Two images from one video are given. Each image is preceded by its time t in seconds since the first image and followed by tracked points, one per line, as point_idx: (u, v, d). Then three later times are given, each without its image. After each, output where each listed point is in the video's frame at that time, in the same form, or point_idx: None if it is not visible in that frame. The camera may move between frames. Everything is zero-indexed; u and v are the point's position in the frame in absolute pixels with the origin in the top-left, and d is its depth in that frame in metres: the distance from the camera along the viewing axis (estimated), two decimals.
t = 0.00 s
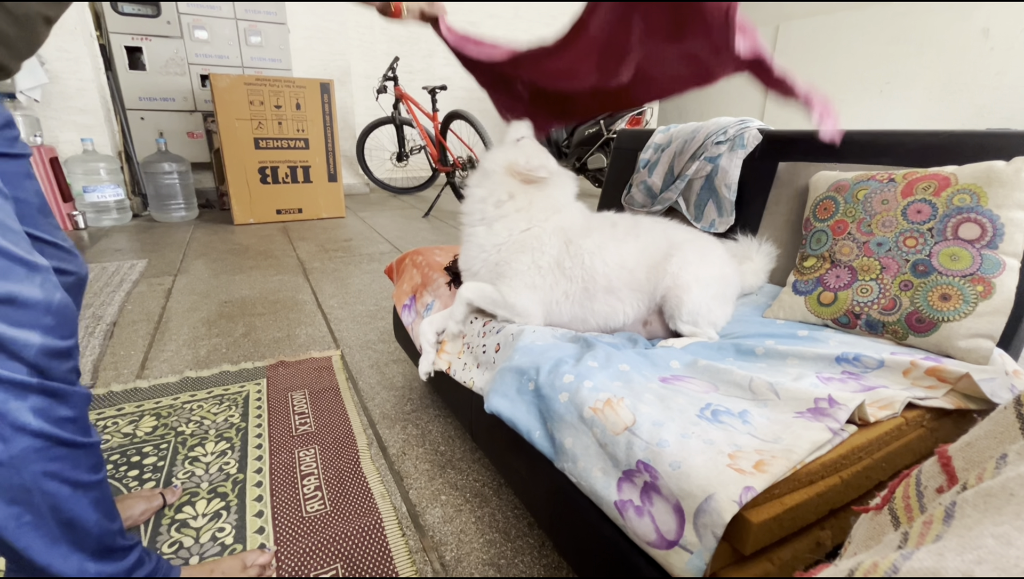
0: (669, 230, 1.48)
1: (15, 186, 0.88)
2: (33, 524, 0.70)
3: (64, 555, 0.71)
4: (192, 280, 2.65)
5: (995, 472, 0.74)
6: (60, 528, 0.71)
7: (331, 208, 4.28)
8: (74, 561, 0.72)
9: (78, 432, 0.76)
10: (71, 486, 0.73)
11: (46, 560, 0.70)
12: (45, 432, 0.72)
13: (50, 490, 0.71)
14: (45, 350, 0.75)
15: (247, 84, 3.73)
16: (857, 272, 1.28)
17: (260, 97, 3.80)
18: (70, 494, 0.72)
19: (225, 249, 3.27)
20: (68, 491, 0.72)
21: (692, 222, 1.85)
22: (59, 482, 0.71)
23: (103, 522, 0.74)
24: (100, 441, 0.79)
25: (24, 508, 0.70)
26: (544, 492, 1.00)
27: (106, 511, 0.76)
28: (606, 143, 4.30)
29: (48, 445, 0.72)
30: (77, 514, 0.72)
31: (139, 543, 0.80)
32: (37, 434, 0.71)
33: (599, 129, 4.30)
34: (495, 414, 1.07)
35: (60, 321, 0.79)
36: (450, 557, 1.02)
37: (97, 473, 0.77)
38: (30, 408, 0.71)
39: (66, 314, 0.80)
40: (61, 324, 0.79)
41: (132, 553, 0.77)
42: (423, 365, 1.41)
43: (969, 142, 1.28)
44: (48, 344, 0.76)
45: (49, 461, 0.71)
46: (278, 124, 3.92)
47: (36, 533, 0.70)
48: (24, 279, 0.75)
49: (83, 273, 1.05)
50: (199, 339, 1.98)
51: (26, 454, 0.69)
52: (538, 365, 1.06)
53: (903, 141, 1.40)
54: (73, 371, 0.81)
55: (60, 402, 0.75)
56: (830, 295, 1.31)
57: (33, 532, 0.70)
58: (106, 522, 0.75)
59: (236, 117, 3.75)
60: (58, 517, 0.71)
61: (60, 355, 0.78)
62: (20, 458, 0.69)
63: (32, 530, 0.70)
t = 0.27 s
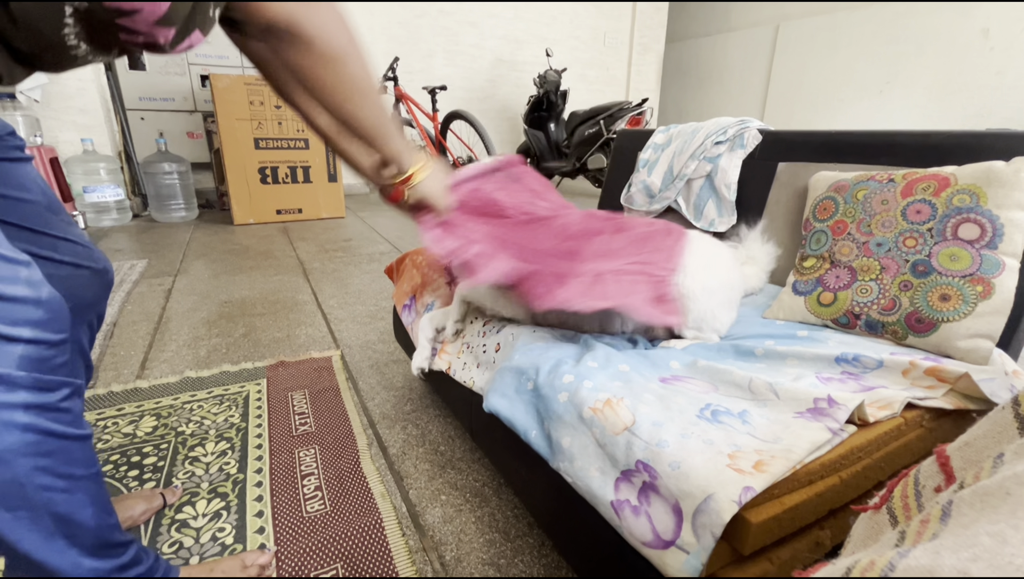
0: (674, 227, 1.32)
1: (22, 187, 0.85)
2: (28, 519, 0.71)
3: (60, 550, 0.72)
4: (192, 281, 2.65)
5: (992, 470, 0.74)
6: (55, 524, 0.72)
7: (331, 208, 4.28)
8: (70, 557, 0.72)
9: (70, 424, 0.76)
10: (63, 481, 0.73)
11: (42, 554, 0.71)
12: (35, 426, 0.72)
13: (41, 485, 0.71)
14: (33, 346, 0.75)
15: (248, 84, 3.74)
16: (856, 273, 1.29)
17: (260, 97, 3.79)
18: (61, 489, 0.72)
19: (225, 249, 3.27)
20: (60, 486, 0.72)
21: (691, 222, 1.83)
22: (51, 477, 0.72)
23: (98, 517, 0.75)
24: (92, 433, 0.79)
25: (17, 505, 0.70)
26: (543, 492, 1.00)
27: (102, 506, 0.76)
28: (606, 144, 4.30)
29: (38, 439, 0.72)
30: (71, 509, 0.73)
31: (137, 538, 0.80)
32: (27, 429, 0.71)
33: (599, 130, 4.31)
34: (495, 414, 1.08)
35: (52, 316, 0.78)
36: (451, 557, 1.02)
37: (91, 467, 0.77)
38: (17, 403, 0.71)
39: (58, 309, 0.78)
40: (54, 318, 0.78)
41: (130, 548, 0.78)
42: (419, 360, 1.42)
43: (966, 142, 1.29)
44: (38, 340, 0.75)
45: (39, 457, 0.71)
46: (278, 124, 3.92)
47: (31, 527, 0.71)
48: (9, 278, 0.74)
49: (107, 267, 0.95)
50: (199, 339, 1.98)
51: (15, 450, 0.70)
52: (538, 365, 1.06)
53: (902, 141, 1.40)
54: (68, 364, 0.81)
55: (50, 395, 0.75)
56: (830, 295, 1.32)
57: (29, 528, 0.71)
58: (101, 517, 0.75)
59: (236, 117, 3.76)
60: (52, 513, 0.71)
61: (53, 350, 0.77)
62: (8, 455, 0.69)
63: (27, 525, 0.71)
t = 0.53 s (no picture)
0: (650, 220, 1.45)
1: (21, 183, 0.85)
2: (22, 510, 0.71)
3: (54, 542, 0.73)
4: (192, 277, 2.65)
5: (992, 467, 0.75)
6: (48, 516, 0.72)
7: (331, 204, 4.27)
8: (65, 549, 0.73)
9: (61, 417, 0.76)
10: (55, 473, 0.73)
11: (36, 545, 0.72)
12: (25, 418, 0.72)
13: (34, 478, 0.71)
14: (22, 340, 0.75)
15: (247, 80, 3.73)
16: (857, 269, 1.29)
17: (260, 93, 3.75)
18: (53, 482, 0.73)
19: (225, 245, 3.27)
20: (52, 478, 0.73)
21: (692, 219, 1.83)
22: (43, 470, 0.72)
23: (93, 510, 0.75)
24: (84, 425, 0.79)
25: (11, 497, 0.71)
26: (543, 488, 1.00)
27: (97, 499, 0.76)
28: (607, 140, 4.29)
29: (29, 432, 0.72)
30: (63, 502, 0.73)
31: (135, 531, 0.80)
32: (16, 421, 0.71)
33: (599, 126, 4.30)
34: (494, 409, 1.08)
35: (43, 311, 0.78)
36: (451, 552, 1.03)
37: (84, 459, 0.77)
38: (7, 397, 0.71)
39: (47, 305, 0.79)
40: (43, 315, 0.78)
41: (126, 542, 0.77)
42: (420, 353, 1.40)
43: (968, 137, 1.28)
44: (28, 335, 0.75)
45: (30, 450, 0.71)
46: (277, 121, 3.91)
47: (24, 518, 0.72)
48: None
49: (106, 263, 0.94)
50: (199, 335, 1.98)
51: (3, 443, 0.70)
52: (538, 362, 1.07)
53: (903, 137, 1.40)
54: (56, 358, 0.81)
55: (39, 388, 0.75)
56: (830, 291, 1.32)
57: (23, 520, 0.72)
58: (95, 510, 0.75)
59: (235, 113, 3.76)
60: (45, 506, 0.72)
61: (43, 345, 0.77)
62: None
63: (21, 517, 0.72)
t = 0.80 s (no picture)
0: (647, 216, 1.43)
1: (13, 177, 0.83)
2: (22, 506, 0.71)
3: (54, 537, 0.73)
4: (192, 272, 2.65)
5: (996, 464, 0.74)
6: (48, 512, 0.72)
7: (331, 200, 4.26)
8: (65, 545, 0.73)
9: (60, 412, 0.76)
10: (55, 468, 0.73)
11: (36, 539, 0.72)
12: (25, 414, 0.72)
13: (34, 473, 0.71)
14: (20, 335, 0.74)
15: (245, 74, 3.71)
16: (858, 264, 1.28)
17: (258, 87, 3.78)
18: (53, 477, 0.73)
19: (224, 241, 3.26)
20: (53, 473, 0.73)
21: (693, 214, 1.82)
22: (43, 465, 0.72)
23: (94, 505, 0.75)
24: (83, 420, 0.79)
25: (11, 492, 0.71)
26: (543, 482, 1.00)
27: (97, 494, 0.76)
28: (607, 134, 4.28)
29: (29, 427, 0.72)
30: (64, 497, 0.73)
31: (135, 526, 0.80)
32: (15, 418, 0.71)
33: (599, 121, 4.28)
34: (495, 405, 1.08)
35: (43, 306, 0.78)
36: (451, 546, 1.03)
37: (84, 454, 0.77)
38: (6, 393, 0.71)
39: (45, 301, 0.78)
40: (41, 309, 0.77)
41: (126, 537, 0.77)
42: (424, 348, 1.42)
43: (971, 132, 1.27)
44: (26, 331, 0.75)
45: (29, 445, 0.72)
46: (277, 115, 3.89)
47: (24, 514, 0.72)
48: None
49: (99, 256, 0.94)
50: (199, 331, 1.98)
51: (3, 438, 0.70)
52: (538, 357, 1.07)
53: (906, 131, 1.39)
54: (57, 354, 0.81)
55: (38, 383, 0.75)
56: (831, 286, 1.31)
57: (23, 515, 0.72)
58: (96, 505, 0.75)
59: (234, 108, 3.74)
60: (45, 501, 0.72)
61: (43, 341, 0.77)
62: None
63: (21, 512, 0.72)
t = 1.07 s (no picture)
0: (647, 216, 1.44)
1: None
2: (22, 506, 0.72)
3: (54, 537, 0.73)
4: (192, 272, 2.65)
5: (988, 460, 0.75)
6: (48, 512, 0.73)
7: (331, 199, 4.26)
8: (64, 544, 0.74)
9: (60, 412, 0.77)
10: (54, 469, 0.73)
11: (36, 539, 0.73)
12: (24, 416, 0.72)
13: (34, 474, 0.72)
14: (21, 338, 0.73)
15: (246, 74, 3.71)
16: (856, 263, 1.28)
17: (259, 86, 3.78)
18: (53, 478, 0.73)
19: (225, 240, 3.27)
20: (53, 474, 0.73)
21: (693, 213, 1.82)
22: (43, 466, 0.72)
23: (93, 504, 0.75)
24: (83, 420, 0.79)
25: (10, 493, 0.71)
26: (543, 480, 1.01)
27: (96, 493, 0.77)
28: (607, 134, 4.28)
29: (28, 428, 0.72)
30: (64, 497, 0.73)
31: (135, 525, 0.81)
32: (14, 419, 0.71)
33: (599, 120, 4.28)
34: (495, 404, 1.09)
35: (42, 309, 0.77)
36: (451, 545, 1.04)
37: (84, 454, 0.78)
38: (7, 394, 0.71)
39: (44, 302, 0.76)
40: (41, 311, 0.76)
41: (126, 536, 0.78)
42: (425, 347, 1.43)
43: (968, 131, 1.28)
44: (27, 333, 0.74)
45: (29, 446, 0.72)
46: (277, 114, 3.89)
47: (23, 514, 0.72)
48: None
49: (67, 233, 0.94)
50: (200, 330, 1.99)
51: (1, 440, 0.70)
52: (538, 356, 1.07)
53: (905, 131, 1.40)
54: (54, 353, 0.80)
55: (37, 384, 0.74)
56: (830, 285, 1.32)
57: (23, 515, 0.72)
58: (95, 504, 0.76)
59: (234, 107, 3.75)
60: (44, 501, 0.72)
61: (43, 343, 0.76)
62: None
63: (21, 512, 0.72)
